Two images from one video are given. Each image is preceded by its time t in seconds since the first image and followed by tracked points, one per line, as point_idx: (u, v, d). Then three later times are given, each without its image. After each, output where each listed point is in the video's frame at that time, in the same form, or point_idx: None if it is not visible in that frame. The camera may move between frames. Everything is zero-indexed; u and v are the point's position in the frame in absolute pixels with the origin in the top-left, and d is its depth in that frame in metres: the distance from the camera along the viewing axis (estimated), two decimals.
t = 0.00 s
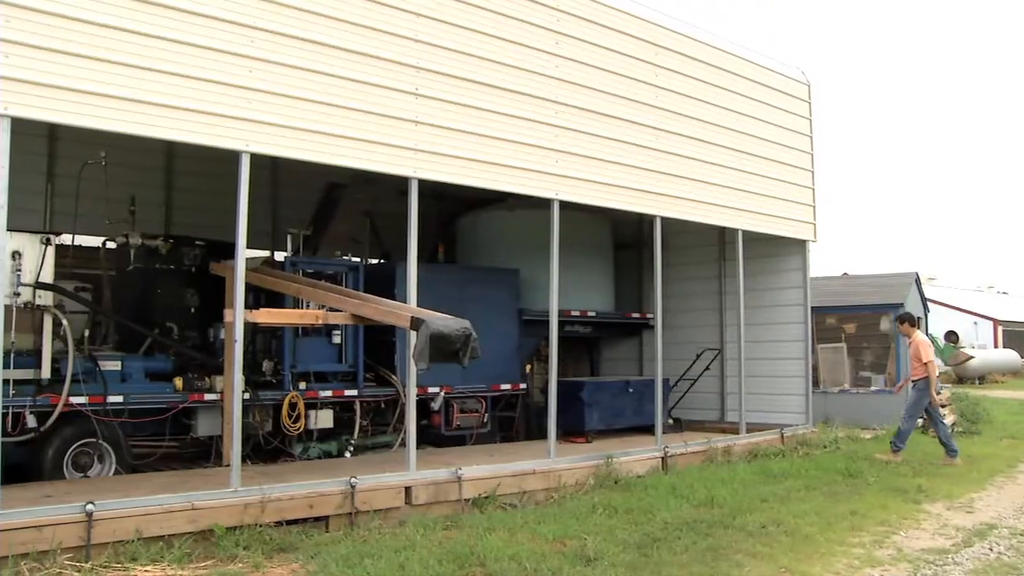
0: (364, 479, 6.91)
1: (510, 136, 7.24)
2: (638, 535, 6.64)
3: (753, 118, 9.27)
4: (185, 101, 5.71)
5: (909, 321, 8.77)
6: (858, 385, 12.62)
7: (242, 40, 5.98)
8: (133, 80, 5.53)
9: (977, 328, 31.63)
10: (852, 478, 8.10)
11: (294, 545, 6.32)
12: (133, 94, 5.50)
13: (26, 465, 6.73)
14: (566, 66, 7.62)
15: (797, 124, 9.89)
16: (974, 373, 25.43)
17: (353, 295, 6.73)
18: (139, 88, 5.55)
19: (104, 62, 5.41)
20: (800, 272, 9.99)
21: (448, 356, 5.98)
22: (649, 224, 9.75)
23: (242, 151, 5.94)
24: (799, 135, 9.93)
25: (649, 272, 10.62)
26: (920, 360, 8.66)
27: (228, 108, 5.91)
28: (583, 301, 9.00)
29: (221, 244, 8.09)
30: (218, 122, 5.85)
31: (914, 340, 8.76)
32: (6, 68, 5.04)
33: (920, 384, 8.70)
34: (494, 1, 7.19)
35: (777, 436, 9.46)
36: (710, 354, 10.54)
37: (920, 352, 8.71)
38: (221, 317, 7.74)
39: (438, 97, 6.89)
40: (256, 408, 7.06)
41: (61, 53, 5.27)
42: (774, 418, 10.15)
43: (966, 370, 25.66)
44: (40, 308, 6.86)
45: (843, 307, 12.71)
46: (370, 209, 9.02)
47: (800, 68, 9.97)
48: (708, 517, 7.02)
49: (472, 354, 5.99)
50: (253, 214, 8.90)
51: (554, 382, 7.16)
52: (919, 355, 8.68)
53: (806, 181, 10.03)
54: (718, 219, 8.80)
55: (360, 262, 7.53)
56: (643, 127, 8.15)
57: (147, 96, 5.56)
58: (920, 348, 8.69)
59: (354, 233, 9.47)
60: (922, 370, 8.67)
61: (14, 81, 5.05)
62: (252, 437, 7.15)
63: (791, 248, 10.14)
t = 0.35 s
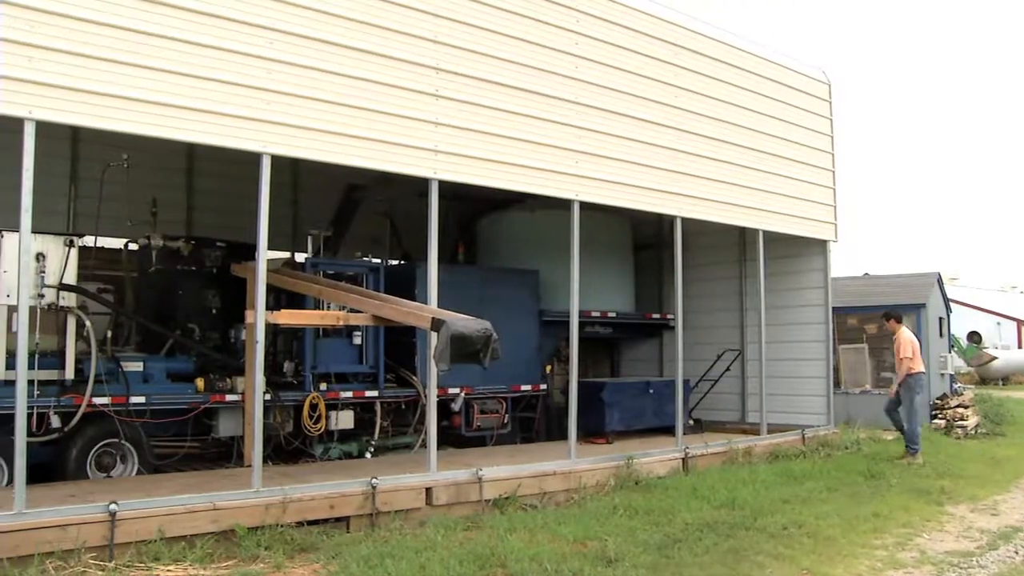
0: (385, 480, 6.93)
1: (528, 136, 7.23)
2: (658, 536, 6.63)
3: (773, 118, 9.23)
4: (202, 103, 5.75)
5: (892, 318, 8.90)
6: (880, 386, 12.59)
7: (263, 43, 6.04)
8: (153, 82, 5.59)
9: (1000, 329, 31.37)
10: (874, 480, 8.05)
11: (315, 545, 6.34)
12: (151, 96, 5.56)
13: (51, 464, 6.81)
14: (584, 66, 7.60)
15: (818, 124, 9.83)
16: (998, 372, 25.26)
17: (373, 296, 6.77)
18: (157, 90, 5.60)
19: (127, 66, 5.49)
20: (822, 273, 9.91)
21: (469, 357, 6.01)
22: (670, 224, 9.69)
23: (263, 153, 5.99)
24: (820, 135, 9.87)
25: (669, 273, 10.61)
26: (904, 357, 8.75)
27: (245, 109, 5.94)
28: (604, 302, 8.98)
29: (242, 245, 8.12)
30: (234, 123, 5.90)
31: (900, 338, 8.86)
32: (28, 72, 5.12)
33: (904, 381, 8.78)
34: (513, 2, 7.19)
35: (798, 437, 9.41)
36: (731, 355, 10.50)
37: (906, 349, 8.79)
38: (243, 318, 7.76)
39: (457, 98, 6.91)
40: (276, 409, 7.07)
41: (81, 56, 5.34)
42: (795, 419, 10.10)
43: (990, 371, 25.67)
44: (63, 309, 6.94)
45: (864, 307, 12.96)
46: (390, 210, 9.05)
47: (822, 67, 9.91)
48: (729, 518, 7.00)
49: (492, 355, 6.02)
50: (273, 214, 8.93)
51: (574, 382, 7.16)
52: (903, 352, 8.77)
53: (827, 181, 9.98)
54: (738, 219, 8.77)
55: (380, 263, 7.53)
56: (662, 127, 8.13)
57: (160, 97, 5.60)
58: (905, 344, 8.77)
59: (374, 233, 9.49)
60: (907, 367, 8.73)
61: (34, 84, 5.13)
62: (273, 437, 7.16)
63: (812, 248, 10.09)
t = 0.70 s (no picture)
0: (406, 480, 6.93)
1: (548, 137, 7.22)
2: (680, 537, 6.61)
3: (794, 117, 9.19)
4: (221, 104, 5.81)
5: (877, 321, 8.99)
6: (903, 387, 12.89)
7: (284, 45, 6.08)
8: (174, 85, 5.65)
9: None
10: (897, 481, 8.00)
11: (337, 545, 6.36)
12: (170, 98, 5.61)
13: (75, 464, 6.87)
14: (603, 65, 7.58)
15: (839, 122, 9.77)
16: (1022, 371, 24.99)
17: (395, 297, 6.78)
18: (177, 91, 5.65)
19: (151, 69, 5.55)
20: (843, 272, 9.88)
21: (490, 358, 6.00)
22: (691, 225, 9.65)
23: (284, 154, 6.03)
24: (842, 134, 9.80)
25: (690, 273, 10.55)
26: (884, 357, 8.81)
27: (265, 111, 5.98)
28: (624, 302, 8.96)
29: (264, 247, 8.14)
30: (254, 125, 5.94)
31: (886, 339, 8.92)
32: (51, 75, 5.20)
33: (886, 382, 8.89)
34: (534, 3, 7.20)
35: (820, 438, 9.36)
36: (752, 355, 10.45)
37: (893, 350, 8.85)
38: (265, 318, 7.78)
39: (478, 99, 6.91)
40: (298, 409, 7.09)
41: (103, 58, 5.41)
42: (817, 420, 10.05)
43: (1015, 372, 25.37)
44: (87, 310, 6.99)
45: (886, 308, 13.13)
46: (410, 211, 9.07)
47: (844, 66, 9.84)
48: (751, 519, 6.97)
49: (514, 355, 6.02)
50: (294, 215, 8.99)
51: (595, 383, 7.16)
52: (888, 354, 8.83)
53: (848, 181, 9.91)
54: (759, 219, 8.73)
55: (402, 264, 7.53)
56: (683, 127, 8.09)
57: (177, 98, 5.65)
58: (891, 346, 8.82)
59: (394, 233, 9.48)
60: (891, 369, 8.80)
61: (56, 86, 5.21)
62: (294, 438, 7.17)
63: (833, 247, 10.04)
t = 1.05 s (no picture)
0: (430, 480, 6.94)
1: (571, 136, 7.21)
2: (704, 538, 6.58)
3: (817, 116, 9.13)
4: (245, 105, 5.81)
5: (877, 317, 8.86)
6: (928, 387, 13.11)
7: (309, 46, 6.10)
8: (200, 87, 5.66)
9: None
10: (923, 482, 7.94)
11: (361, 545, 6.37)
12: (196, 99, 5.62)
13: (102, 463, 6.96)
14: (625, 65, 7.56)
15: (863, 121, 9.71)
16: None
17: (418, 297, 6.79)
18: (202, 93, 5.67)
19: (177, 71, 5.58)
20: (868, 272, 9.82)
21: (514, 358, 6.00)
22: (715, 224, 9.59)
23: (308, 156, 6.05)
24: (865, 132, 9.74)
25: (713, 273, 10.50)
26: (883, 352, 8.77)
27: (290, 112, 5.99)
28: (648, 302, 8.94)
29: (287, 247, 8.13)
30: (279, 127, 5.95)
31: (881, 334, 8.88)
32: (77, 78, 5.23)
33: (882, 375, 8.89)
34: (556, 3, 7.19)
35: (844, 439, 9.31)
36: (776, 356, 10.40)
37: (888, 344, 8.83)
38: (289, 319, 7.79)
39: (501, 99, 6.91)
40: (322, 410, 7.10)
41: (128, 61, 5.43)
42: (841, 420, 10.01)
43: None
44: (113, 311, 6.99)
45: (910, 308, 13.28)
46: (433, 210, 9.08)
47: (867, 65, 9.79)
48: (776, 520, 6.93)
49: (537, 355, 6.01)
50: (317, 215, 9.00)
51: (618, 383, 7.15)
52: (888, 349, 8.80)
53: (872, 180, 9.85)
54: (782, 219, 8.68)
55: (425, 264, 7.53)
56: (705, 127, 8.06)
57: (204, 99, 5.66)
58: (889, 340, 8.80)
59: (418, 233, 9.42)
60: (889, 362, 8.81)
61: (83, 90, 5.23)
62: (318, 438, 7.20)
63: (858, 245, 9.98)
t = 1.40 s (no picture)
0: (455, 480, 6.95)
1: (595, 136, 7.20)
2: (730, 539, 6.56)
3: (842, 115, 9.08)
4: (271, 107, 5.86)
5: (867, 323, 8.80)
6: (955, 387, 13.05)
7: (335, 48, 6.14)
8: (227, 89, 5.72)
9: None
10: (950, 484, 7.88)
11: (386, 545, 6.39)
12: (222, 101, 5.67)
13: (130, 463, 7.02)
14: (649, 64, 7.54)
15: (888, 120, 9.65)
16: None
17: (443, 298, 6.81)
18: (228, 96, 5.71)
19: (205, 73, 5.63)
20: (894, 272, 9.76)
21: (539, 359, 5.99)
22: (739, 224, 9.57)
23: (334, 157, 6.08)
24: (891, 131, 9.68)
25: (738, 273, 10.47)
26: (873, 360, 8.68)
27: (316, 113, 6.03)
28: (672, 302, 8.91)
29: (314, 247, 8.06)
30: (306, 128, 5.98)
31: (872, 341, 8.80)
32: (106, 81, 5.30)
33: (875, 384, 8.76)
34: (581, 2, 7.18)
35: (870, 439, 9.25)
36: (801, 356, 10.36)
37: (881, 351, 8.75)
38: (314, 320, 7.81)
39: (525, 99, 6.91)
40: (347, 410, 7.15)
41: (156, 64, 5.48)
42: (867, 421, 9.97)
43: None
44: (140, 312, 7.04)
45: (936, 308, 13.31)
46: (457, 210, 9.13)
47: (893, 63, 9.72)
48: (802, 521, 6.89)
49: (562, 355, 6.00)
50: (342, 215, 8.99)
51: (643, 383, 7.15)
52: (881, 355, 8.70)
53: (898, 178, 9.78)
54: (807, 218, 8.63)
55: (449, 265, 7.54)
56: (730, 126, 8.03)
57: (230, 102, 5.71)
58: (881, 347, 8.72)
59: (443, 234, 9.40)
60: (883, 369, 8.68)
61: (111, 93, 5.30)
62: (344, 438, 7.22)
63: (884, 245, 9.90)
